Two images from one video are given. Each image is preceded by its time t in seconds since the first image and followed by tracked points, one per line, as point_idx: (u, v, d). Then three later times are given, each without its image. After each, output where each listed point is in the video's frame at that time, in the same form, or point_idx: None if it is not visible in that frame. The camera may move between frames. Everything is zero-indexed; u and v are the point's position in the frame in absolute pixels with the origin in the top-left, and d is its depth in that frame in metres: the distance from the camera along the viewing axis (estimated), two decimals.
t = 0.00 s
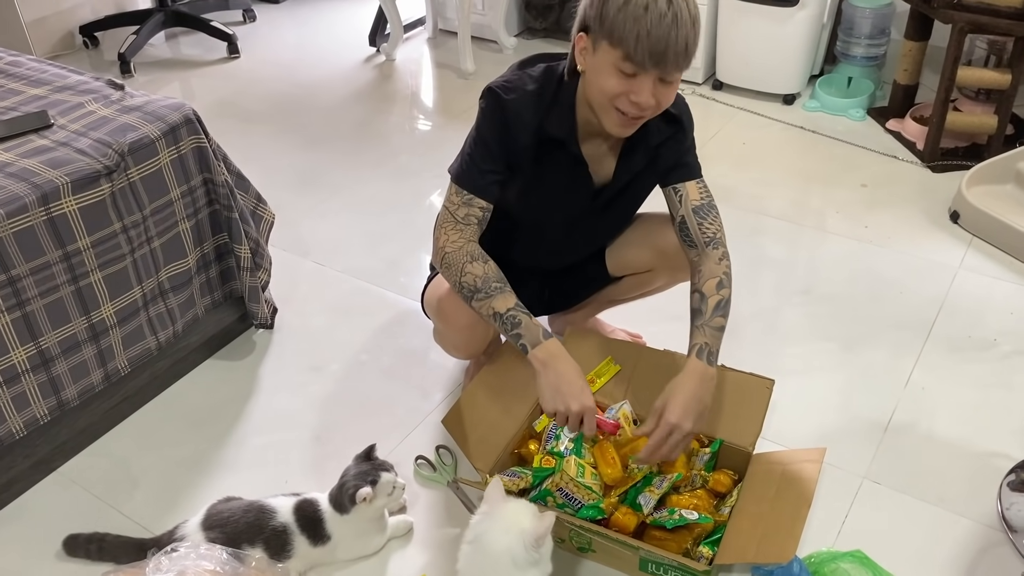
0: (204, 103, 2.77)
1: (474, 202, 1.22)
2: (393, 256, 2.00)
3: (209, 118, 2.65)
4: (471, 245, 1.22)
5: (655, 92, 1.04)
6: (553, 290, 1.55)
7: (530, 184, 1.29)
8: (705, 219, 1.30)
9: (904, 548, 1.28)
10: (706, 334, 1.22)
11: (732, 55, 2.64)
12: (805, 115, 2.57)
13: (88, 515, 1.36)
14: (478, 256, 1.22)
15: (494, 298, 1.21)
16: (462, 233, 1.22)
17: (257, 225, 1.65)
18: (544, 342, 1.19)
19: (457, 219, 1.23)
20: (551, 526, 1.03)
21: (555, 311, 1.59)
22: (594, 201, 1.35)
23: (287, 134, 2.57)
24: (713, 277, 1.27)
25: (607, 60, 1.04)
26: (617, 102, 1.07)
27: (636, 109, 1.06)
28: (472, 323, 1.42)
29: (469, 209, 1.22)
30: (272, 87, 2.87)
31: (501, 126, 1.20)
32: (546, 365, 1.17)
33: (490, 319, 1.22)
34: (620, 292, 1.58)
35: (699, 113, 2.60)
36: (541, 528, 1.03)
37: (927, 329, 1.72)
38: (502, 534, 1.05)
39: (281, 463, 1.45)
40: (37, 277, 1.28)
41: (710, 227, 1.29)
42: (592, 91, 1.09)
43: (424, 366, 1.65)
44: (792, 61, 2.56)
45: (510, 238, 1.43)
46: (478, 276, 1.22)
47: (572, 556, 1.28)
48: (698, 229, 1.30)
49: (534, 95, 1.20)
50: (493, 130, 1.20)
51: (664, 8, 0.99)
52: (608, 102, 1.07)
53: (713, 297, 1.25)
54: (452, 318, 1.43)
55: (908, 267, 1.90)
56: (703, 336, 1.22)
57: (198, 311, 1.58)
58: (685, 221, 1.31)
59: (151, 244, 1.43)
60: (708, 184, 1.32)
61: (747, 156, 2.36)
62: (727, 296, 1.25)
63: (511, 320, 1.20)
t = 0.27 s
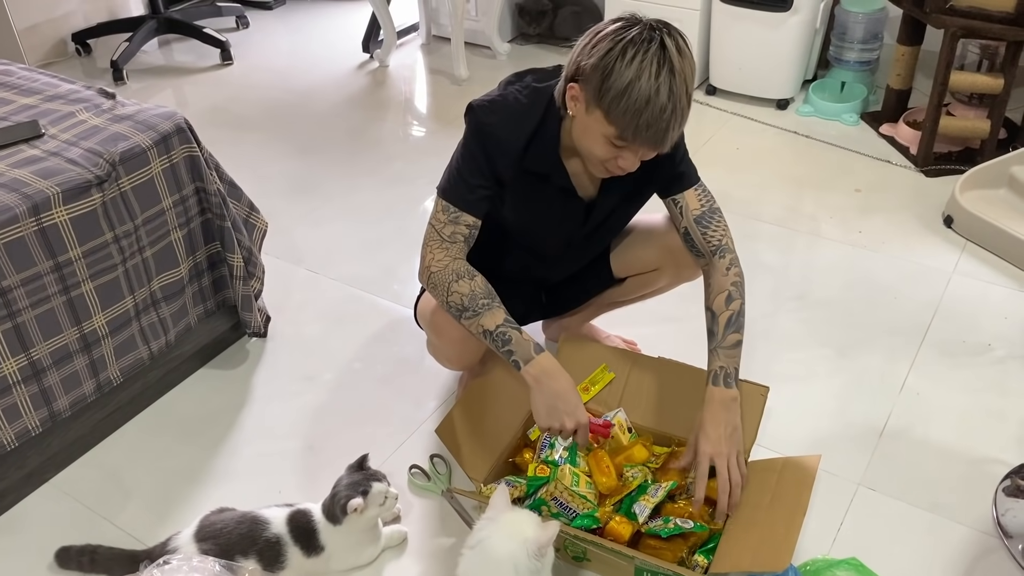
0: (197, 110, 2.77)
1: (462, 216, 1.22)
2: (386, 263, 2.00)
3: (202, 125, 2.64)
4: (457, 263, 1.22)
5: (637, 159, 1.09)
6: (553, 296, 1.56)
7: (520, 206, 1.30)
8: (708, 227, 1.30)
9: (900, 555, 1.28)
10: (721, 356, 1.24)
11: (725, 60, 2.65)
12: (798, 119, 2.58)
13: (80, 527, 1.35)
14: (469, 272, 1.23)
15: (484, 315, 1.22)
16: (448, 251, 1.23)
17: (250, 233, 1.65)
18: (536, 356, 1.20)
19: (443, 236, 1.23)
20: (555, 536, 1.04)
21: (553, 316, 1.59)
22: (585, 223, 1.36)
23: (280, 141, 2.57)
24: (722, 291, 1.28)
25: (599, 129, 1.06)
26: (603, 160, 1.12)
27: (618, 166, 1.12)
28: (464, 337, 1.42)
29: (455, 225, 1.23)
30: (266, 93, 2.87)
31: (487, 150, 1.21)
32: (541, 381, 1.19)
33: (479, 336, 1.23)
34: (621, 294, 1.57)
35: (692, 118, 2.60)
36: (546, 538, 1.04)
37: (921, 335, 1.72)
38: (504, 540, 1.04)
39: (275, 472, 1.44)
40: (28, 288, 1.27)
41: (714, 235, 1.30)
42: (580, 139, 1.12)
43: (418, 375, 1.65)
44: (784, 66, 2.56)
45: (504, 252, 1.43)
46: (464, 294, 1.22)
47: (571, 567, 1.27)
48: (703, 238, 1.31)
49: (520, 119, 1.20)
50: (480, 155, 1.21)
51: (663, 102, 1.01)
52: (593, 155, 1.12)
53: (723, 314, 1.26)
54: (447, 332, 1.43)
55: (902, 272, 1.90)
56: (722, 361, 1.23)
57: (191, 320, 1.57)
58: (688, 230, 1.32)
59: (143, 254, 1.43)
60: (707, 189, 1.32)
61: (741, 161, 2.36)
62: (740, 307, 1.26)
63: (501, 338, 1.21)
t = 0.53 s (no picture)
0: (191, 115, 2.75)
1: (467, 222, 1.21)
2: (382, 268, 1.99)
3: (196, 130, 2.63)
4: (465, 276, 1.21)
5: (630, 166, 1.08)
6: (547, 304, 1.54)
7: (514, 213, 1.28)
8: (698, 240, 1.28)
9: (900, 563, 1.27)
10: (702, 375, 1.23)
11: (721, 64, 2.64)
12: (795, 123, 2.57)
13: (71, 538, 1.34)
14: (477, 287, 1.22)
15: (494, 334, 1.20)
16: (456, 262, 1.22)
17: (243, 239, 1.63)
18: (545, 379, 1.18)
19: (448, 247, 1.22)
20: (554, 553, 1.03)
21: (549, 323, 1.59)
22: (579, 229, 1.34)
23: (275, 145, 2.55)
24: (707, 308, 1.26)
25: (591, 135, 1.05)
26: (594, 167, 1.10)
27: (612, 174, 1.10)
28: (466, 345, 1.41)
29: (460, 236, 1.22)
30: (260, 98, 2.86)
31: (481, 154, 1.20)
32: (552, 404, 1.17)
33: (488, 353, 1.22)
34: (620, 300, 1.55)
35: (689, 122, 2.59)
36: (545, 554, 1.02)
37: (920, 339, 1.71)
38: (500, 552, 1.02)
39: (268, 482, 1.43)
40: (18, 295, 1.25)
41: (703, 249, 1.28)
42: (572, 145, 1.11)
43: (413, 382, 1.63)
44: (781, 70, 2.56)
45: (500, 259, 1.42)
46: (473, 309, 1.21)
47: None
48: (693, 250, 1.29)
49: (514, 123, 1.19)
50: (474, 158, 1.20)
51: (658, 106, 1.00)
52: (586, 163, 1.10)
53: (707, 332, 1.25)
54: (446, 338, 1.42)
55: (900, 275, 1.89)
56: (700, 381, 1.23)
57: (184, 328, 1.56)
58: (680, 243, 1.31)
59: (134, 261, 1.41)
60: (702, 198, 1.29)
61: (738, 165, 2.35)
62: (727, 324, 1.24)
63: (510, 357, 1.19)
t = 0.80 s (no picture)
0: (186, 120, 2.75)
1: (463, 225, 1.20)
2: (377, 274, 1.98)
3: (191, 136, 2.62)
4: (463, 280, 1.20)
5: (633, 142, 1.05)
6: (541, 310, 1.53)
7: (509, 210, 1.28)
8: (690, 248, 1.27)
9: (899, 569, 1.26)
10: (694, 387, 1.23)
11: (717, 67, 2.64)
12: (791, 126, 2.57)
13: (64, 548, 1.32)
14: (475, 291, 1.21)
15: (494, 332, 1.20)
16: (453, 266, 1.21)
17: (237, 245, 1.62)
18: (548, 381, 1.18)
19: (445, 251, 1.21)
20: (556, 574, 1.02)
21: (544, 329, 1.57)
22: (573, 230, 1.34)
23: (270, 150, 2.55)
24: (699, 317, 1.25)
25: (591, 106, 1.03)
26: (596, 147, 1.07)
27: (615, 155, 1.07)
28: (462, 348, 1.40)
29: (457, 240, 1.21)
30: (256, 103, 2.85)
31: (475, 154, 1.19)
32: (555, 407, 1.17)
33: (488, 356, 1.21)
34: (615, 306, 1.54)
35: (685, 126, 2.59)
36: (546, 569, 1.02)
37: (918, 343, 1.70)
38: (505, 559, 1.03)
39: (263, 490, 1.42)
40: (9, 303, 1.24)
41: (696, 257, 1.27)
42: (570, 128, 1.09)
43: (409, 388, 1.62)
44: (777, 73, 2.55)
45: (494, 261, 1.41)
46: (473, 313, 1.20)
47: None
48: (685, 258, 1.29)
49: (509, 122, 1.19)
50: (468, 160, 1.19)
51: (656, 62, 0.99)
52: (587, 146, 1.07)
53: (699, 342, 1.23)
54: (439, 344, 1.40)
55: (897, 279, 1.88)
56: (693, 392, 1.22)
57: (177, 334, 1.55)
58: (671, 251, 1.30)
59: (128, 268, 1.40)
60: (695, 204, 1.28)
61: (734, 169, 2.35)
62: (719, 334, 1.24)
63: (511, 361, 1.19)
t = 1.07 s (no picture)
0: (186, 127, 2.75)
1: (459, 225, 1.22)
2: (377, 281, 1.98)
3: (191, 143, 2.63)
4: (463, 281, 1.23)
5: (623, 111, 1.10)
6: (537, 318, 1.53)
7: (506, 208, 1.29)
8: (684, 254, 1.29)
9: None
10: (692, 394, 1.23)
11: (715, 74, 2.65)
12: (788, 132, 2.58)
13: (64, 556, 1.33)
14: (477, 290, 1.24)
15: (497, 330, 1.22)
16: (452, 269, 1.23)
17: (237, 253, 1.63)
18: (554, 369, 1.20)
19: (443, 255, 1.23)
20: None
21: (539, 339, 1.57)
22: (568, 229, 1.33)
23: (269, 158, 2.55)
24: (694, 324, 1.26)
25: (584, 73, 1.12)
26: (586, 114, 1.12)
27: (604, 125, 1.12)
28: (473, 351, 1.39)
29: (454, 243, 1.22)
30: (255, 110, 2.86)
31: (471, 147, 1.22)
32: (564, 395, 1.18)
33: (494, 352, 1.23)
34: (611, 316, 1.55)
35: (683, 132, 2.60)
36: None
37: (915, 349, 1.70)
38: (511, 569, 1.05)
39: (262, 497, 1.42)
40: (10, 312, 1.25)
41: (689, 264, 1.29)
42: (564, 103, 1.15)
43: (408, 395, 1.63)
44: (774, 80, 2.56)
45: (491, 264, 1.42)
46: (474, 311, 1.23)
47: None
48: (679, 265, 1.31)
49: (506, 118, 1.23)
50: (464, 152, 1.21)
51: (645, 28, 1.08)
52: (578, 117, 1.14)
53: (695, 349, 1.24)
54: (444, 347, 1.41)
55: (894, 285, 1.89)
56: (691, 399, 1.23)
57: (177, 342, 1.55)
58: (665, 257, 1.32)
59: (127, 276, 1.40)
60: (689, 212, 1.31)
61: (732, 175, 2.36)
62: (714, 341, 1.24)
63: (516, 352, 1.21)
